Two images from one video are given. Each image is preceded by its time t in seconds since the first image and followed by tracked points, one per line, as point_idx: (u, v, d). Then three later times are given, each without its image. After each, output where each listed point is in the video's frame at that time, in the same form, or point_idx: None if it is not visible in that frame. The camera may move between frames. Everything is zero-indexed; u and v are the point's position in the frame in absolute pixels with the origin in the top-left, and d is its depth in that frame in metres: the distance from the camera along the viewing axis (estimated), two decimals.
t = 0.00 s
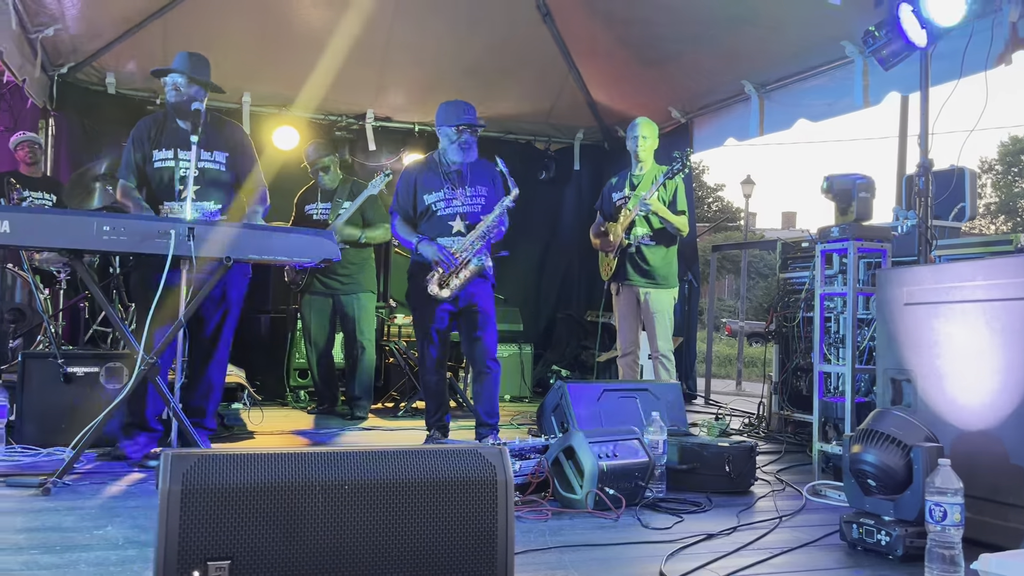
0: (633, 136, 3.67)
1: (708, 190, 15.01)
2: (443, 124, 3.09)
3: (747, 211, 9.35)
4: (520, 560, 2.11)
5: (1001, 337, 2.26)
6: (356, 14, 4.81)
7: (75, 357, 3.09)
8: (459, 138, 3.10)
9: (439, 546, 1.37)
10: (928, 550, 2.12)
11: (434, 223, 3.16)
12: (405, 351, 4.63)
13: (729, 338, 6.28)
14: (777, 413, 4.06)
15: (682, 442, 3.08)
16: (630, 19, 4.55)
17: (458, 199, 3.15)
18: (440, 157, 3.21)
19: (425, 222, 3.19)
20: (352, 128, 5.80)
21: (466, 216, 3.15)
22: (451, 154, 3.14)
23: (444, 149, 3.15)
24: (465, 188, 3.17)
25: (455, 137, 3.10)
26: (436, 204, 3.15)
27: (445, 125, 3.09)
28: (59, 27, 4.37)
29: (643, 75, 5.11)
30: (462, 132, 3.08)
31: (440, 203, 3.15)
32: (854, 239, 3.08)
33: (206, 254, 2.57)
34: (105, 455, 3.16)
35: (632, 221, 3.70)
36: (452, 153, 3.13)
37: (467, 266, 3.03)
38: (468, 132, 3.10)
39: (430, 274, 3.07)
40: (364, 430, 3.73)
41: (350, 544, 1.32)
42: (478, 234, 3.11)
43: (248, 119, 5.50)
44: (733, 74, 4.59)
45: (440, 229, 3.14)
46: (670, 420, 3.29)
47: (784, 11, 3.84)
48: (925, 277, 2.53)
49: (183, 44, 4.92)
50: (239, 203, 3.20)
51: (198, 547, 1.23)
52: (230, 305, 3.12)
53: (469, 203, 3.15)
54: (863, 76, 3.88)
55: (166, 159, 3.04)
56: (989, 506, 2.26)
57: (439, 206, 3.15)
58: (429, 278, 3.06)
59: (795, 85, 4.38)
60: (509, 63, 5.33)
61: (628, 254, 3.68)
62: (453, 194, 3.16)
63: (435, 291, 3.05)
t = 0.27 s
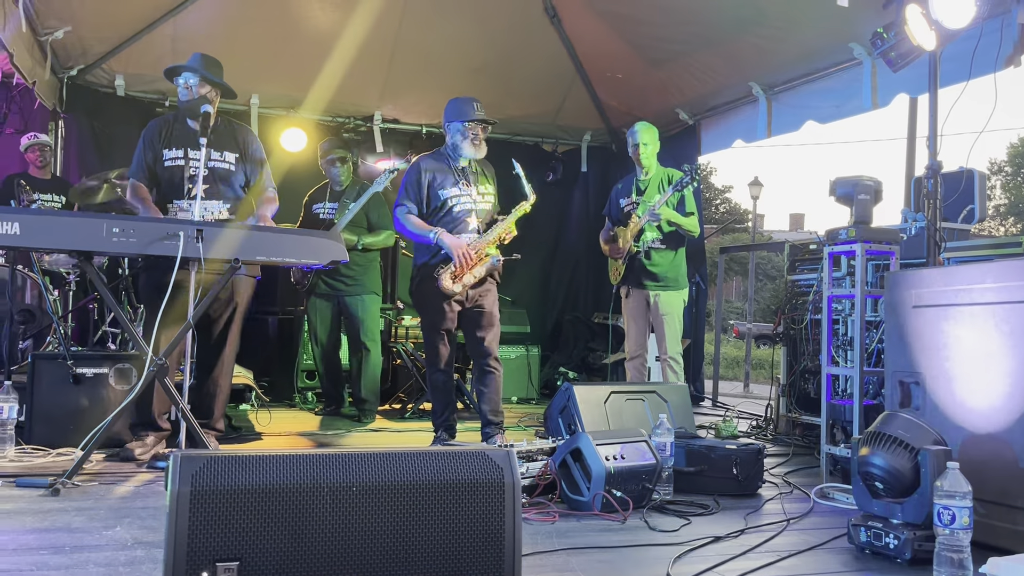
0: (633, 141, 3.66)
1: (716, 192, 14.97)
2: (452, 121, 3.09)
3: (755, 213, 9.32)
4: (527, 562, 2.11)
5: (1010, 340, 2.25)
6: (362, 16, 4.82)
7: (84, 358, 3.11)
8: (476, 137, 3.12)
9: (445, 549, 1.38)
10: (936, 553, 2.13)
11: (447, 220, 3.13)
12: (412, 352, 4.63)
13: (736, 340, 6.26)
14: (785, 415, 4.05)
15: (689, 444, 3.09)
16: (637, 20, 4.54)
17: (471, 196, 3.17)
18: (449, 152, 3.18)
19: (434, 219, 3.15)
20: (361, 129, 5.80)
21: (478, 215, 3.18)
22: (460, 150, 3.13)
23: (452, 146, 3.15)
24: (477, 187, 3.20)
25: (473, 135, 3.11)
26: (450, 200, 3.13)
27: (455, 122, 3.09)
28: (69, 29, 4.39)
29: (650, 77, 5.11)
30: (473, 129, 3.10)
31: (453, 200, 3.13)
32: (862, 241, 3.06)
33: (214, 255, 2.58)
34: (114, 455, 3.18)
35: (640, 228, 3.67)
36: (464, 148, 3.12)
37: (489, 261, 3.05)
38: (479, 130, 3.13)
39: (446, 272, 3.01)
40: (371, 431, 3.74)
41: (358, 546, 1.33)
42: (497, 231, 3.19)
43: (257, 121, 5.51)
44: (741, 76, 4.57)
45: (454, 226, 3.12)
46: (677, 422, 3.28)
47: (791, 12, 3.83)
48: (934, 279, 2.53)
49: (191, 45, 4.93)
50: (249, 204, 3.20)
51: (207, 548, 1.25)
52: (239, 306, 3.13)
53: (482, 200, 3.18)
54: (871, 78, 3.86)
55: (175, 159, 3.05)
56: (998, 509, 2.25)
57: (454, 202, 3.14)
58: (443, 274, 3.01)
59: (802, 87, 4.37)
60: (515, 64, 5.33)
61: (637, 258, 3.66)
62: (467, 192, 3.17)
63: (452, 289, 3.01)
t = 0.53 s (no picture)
0: (647, 143, 3.63)
1: (726, 193, 14.93)
2: (464, 130, 3.08)
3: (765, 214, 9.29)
4: (537, 563, 2.11)
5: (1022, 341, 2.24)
6: (372, 18, 4.83)
7: (96, 359, 3.13)
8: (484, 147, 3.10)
9: (455, 549, 1.40)
10: (948, 556, 2.13)
11: (460, 231, 3.13)
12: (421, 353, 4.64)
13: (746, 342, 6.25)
14: (795, 418, 4.04)
15: (700, 446, 3.08)
16: (647, 21, 4.53)
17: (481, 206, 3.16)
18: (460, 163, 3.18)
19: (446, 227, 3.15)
20: (371, 132, 5.71)
21: (489, 224, 3.17)
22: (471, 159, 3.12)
23: (463, 155, 3.13)
24: (485, 196, 3.19)
25: (481, 144, 3.10)
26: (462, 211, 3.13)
27: (468, 132, 3.07)
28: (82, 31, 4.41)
29: (660, 79, 5.09)
30: (485, 138, 3.09)
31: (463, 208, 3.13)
32: (873, 243, 3.04)
33: (226, 257, 2.59)
34: (126, 455, 3.20)
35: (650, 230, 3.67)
36: (473, 158, 3.10)
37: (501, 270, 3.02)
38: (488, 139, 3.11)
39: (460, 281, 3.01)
40: (381, 432, 3.74)
41: (369, 546, 1.35)
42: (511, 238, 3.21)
43: (268, 123, 5.53)
44: (752, 78, 4.56)
45: (465, 236, 3.12)
46: (687, 424, 3.28)
47: (801, 13, 3.82)
48: (946, 281, 2.52)
49: (202, 48, 4.95)
50: (259, 206, 3.21)
51: (219, 548, 1.27)
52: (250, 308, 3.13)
53: (492, 209, 3.18)
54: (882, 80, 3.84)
55: (186, 162, 3.06)
56: (1010, 512, 2.24)
57: (464, 212, 3.14)
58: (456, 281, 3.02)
59: (813, 88, 4.35)
60: (525, 66, 5.33)
61: (646, 260, 3.67)
62: (477, 202, 3.16)
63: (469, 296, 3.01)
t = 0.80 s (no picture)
0: (661, 142, 3.62)
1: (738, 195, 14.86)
2: (477, 124, 3.08)
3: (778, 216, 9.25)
4: (552, 565, 2.11)
5: None
6: (385, 20, 4.84)
7: (111, 359, 3.15)
8: (495, 140, 3.08)
9: (470, 549, 1.41)
10: (964, 560, 2.11)
11: (472, 228, 3.14)
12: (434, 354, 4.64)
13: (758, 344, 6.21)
14: (809, 420, 4.01)
15: (713, 448, 3.08)
16: (660, 22, 4.52)
17: (492, 199, 3.14)
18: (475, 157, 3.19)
19: (458, 223, 3.19)
20: (384, 134, 5.78)
21: (499, 218, 3.13)
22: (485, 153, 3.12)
23: (478, 149, 3.14)
24: (497, 190, 3.16)
25: (493, 137, 3.08)
26: (473, 205, 3.14)
27: (481, 126, 3.08)
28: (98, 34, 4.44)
29: (673, 80, 5.08)
30: (498, 132, 3.08)
31: (473, 204, 3.14)
32: (888, 244, 3.02)
33: (241, 258, 2.62)
34: (141, 455, 3.22)
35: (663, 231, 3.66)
36: (486, 151, 3.10)
37: (501, 266, 3.01)
38: (504, 131, 3.09)
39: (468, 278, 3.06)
40: (394, 433, 3.75)
41: (383, 546, 1.36)
42: (509, 231, 3.07)
43: (282, 126, 5.56)
44: (765, 79, 4.54)
45: (476, 230, 3.13)
46: (700, 426, 3.27)
47: (815, 13, 3.80)
48: (962, 282, 2.50)
49: (216, 50, 4.98)
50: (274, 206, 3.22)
51: (235, 547, 1.28)
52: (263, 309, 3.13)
53: (504, 201, 3.14)
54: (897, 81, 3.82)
55: (204, 161, 3.08)
56: None
57: (475, 207, 3.14)
58: (467, 281, 3.06)
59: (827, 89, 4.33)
60: (537, 67, 5.33)
61: (660, 261, 3.64)
62: (487, 195, 3.14)
63: (473, 295, 3.04)
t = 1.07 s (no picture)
0: (677, 148, 3.64)
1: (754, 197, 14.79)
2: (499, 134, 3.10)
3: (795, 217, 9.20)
4: (572, 568, 2.11)
5: None
6: (401, 23, 4.86)
7: (131, 361, 3.18)
8: (514, 147, 3.09)
9: (489, 551, 1.41)
10: (987, 564, 2.04)
11: (489, 235, 3.17)
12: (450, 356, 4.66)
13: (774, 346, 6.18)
14: (827, 423, 3.99)
15: (730, 451, 3.07)
16: (677, 24, 4.51)
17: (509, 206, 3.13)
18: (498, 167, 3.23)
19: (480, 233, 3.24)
20: (400, 136, 5.82)
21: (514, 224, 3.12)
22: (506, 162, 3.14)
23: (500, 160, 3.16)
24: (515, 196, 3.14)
25: (511, 145, 3.10)
26: (490, 212, 3.18)
27: (502, 135, 3.10)
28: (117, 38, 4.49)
29: (689, 82, 5.07)
30: (519, 141, 3.09)
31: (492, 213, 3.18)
32: (908, 246, 3.00)
33: (259, 260, 2.63)
34: (159, 456, 3.24)
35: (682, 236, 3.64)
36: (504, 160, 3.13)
37: (507, 271, 3.02)
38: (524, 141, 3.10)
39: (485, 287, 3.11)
40: (410, 435, 3.76)
41: (403, 547, 1.36)
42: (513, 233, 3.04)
43: (299, 129, 5.60)
44: (782, 80, 4.52)
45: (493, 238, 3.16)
46: (717, 429, 3.26)
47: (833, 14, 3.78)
48: (985, 284, 2.48)
49: (233, 54, 5.01)
50: (291, 209, 3.24)
51: (255, 548, 1.28)
52: (280, 311, 3.16)
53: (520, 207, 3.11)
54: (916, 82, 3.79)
55: (222, 165, 3.10)
56: None
57: (492, 215, 3.17)
58: (484, 291, 3.10)
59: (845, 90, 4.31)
60: (552, 70, 5.33)
61: (677, 263, 3.64)
62: (503, 203, 3.15)
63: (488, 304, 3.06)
